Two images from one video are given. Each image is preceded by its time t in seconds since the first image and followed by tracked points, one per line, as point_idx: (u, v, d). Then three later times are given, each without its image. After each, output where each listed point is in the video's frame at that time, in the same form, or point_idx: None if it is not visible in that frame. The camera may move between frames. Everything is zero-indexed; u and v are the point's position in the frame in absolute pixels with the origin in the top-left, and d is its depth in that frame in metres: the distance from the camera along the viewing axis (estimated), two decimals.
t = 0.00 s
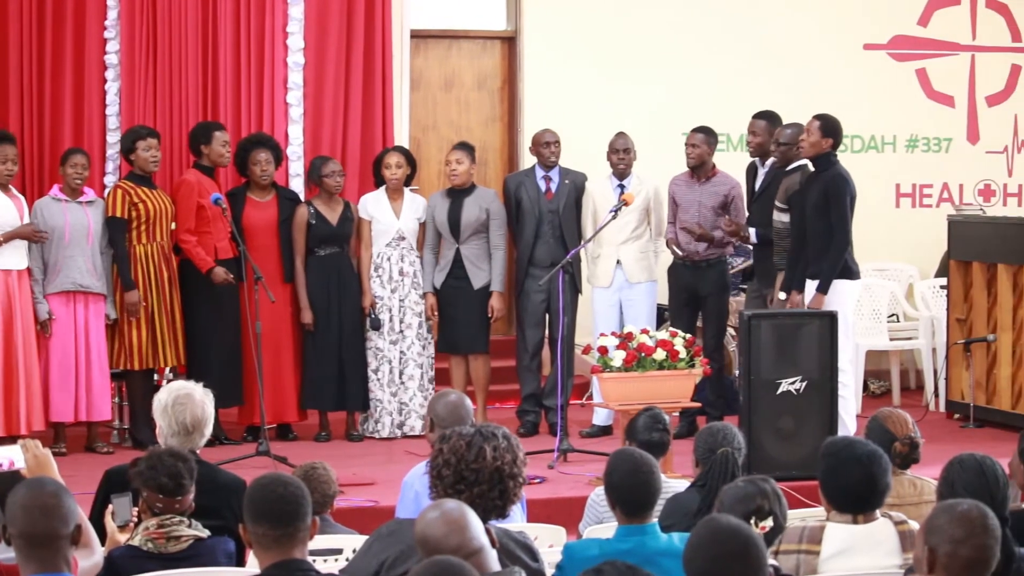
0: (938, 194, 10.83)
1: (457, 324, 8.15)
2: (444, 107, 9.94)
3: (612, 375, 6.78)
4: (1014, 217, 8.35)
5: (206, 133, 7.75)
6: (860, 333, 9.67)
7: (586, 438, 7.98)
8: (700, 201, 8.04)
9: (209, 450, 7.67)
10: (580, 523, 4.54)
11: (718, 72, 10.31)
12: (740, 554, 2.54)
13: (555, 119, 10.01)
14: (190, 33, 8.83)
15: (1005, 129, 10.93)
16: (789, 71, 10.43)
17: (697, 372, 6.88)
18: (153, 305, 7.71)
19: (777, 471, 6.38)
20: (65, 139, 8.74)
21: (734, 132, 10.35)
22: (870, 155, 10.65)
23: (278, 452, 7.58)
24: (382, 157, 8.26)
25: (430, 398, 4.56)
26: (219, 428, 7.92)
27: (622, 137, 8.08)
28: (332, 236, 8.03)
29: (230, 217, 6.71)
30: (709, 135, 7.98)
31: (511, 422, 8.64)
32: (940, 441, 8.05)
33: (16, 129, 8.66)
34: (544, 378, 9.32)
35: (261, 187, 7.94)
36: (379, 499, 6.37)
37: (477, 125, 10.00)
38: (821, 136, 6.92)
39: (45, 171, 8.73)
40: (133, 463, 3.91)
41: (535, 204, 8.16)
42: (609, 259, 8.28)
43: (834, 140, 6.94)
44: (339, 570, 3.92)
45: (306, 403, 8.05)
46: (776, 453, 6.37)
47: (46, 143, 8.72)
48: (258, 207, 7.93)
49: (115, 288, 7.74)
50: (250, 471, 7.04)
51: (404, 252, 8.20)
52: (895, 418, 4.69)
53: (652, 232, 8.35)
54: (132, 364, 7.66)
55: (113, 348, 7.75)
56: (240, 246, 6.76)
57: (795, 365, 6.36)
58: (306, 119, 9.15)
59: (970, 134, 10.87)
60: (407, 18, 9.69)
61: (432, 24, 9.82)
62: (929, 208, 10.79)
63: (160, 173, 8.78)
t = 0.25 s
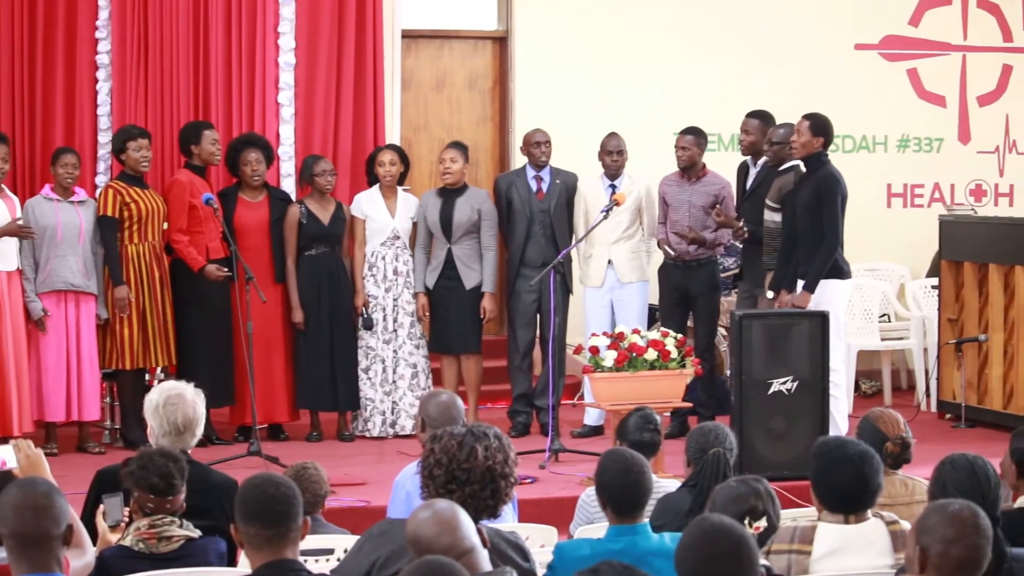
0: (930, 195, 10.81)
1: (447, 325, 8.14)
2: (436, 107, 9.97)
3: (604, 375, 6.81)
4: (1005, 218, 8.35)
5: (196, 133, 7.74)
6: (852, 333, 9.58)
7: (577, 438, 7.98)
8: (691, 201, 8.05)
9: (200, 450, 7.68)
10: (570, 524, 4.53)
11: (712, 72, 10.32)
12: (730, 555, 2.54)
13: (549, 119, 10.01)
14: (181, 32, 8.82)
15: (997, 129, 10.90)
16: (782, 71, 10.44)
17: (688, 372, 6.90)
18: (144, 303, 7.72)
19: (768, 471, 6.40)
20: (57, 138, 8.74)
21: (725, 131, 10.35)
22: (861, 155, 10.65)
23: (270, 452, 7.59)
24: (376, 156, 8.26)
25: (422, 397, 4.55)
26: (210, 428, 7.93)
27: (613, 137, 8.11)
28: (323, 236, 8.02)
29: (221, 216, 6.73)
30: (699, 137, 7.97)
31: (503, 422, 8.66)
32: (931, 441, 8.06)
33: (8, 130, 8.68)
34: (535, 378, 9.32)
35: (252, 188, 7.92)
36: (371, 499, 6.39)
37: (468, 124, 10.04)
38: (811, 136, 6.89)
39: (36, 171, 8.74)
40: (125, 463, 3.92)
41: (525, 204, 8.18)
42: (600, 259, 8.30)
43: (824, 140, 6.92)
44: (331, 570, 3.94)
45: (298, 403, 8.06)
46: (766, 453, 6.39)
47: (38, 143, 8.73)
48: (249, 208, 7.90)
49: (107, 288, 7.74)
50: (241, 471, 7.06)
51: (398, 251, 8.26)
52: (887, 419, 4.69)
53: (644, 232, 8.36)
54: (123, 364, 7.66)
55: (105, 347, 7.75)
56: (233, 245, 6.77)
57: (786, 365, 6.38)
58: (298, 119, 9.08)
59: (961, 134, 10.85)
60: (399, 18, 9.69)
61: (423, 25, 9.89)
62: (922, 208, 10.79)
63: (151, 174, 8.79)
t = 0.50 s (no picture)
0: (920, 195, 10.81)
1: (437, 326, 8.13)
2: (426, 107, 9.97)
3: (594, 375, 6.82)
4: (995, 218, 8.36)
5: (184, 134, 7.70)
6: (842, 334, 9.59)
7: (568, 438, 7.99)
8: (681, 201, 8.10)
9: (189, 450, 7.68)
10: (561, 524, 4.53)
11: (703, 71, 10.32)
12: (719, 554, 2.55)
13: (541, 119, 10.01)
14: (171, 29, 8.76)
15: (988, 129, 10.89)
16: (773, 71, 10.45)
17: (678, 372, 6.94)
18: (134, 305, 7.69)
19: (758, 471, 6.42)
20: (47, 138, 8.72)
21: (716, 132, 10.36)
22: (852, 155, 10.65)
23: (260, 452, 7.60)
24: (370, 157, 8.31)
25: (412, 397, 4.55)
26: (200, 428, 7.94)
27: (607, 137, 8.18)
28: (314, 236, 8.03)
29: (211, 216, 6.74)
30: (690, 138, 8.03)
31: (492, 422, 8.66)
32: (920, 441, 8.07)
33: None
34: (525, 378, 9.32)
35: (242, 188, 7.92)
36: (360, 499, 6.40)
37: (458, 125, 10.03)
38: (800, 136, 6.91)
39: (26, 171, 8.73)
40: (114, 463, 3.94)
41: (515, 204, 8.20)
42: (594, 259, 8.36)
43: (813, 140, 6.94)
44: (320, 570, 3.96)
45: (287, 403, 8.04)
46: (757, 454, 6.42)
47: (28, 144, 8.72)
48: (240, 208, 7.90)
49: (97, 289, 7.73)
50: (230, 471, 7.07)
51: (392, 251, 8.28)
52: (876, 419, 4.70)
53: (638, 231, 8.44)
54: (114, 364, 7.63)
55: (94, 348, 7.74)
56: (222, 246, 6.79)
57: (776, 365, 6.38)
58: (289, 120, 9.04)
59: (952, 135, 10.83)
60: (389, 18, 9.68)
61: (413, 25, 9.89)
62: (912, 207, 10.80)
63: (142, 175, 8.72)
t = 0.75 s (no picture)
0: (906, 195, 10.81)
1: (423, 326, 8.13)
2: (412, 107, 9.96)
3: (580, 375, 6.85)
4: (981, 218, 8.38)
5: (167, 135, 7.74)
6: (828, 334, 9.59)
7: (554, 438, 8.00)
8: (669, 201, 8.13)
9: (175, 451, 7.68)
10: (548, 523, 4.54)
11: (691, 71, 10.33)
12: (705, 555, 2.57)
13: (529, 119, 10.01)
14: (158, 32, 8.76)
15: (973, 129, 10.91)
16: (761, 70, 10.45)
17: (664, 372, 6.98)
18: (120, 305, 7.68)
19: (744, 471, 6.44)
20: (33, 138, 8.67)
21: (701, 132, 10.36)
22: (838, 155, 10.66)
23: (246, 452, 7.61)
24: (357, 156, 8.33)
25: (399, 398, 4.57)
26: (186, 429, 7.93)
27: (596, 136, 8.17)
28: (301, 236, 8.01)
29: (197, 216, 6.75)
30: (679, 138, 8.07)
31: (478, 422, 8.67)
32: (906, 441, 8.09)
33: None
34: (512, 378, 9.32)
35: (229, 188, 7.94)
36: (347, 499, 6.43)
37: (445, 125, 10.03)
38: (787, 136, 6.95)
39: (12, 172, 8.67)
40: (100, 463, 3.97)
41: (501, 204, 8.22)
42: (582, 259, 8.38)
43: (799, 140, 6.97)
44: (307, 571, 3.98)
45: (273, 403, 8.05)
46: (744, 455, 6.42)
47: (14, 144, 8.66)
48: (226, 208, 7.92)
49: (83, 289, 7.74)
50: (217, 471, 7.09)
51: (381, 250, 8.27)
52: (862, 418, 4.68)
53: (626, 231, 8.44)
54: (99, 365, 7.65)
55: (80, 347, 7.75)
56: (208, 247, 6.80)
57: (763, 365, 6.40)
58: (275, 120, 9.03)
59: (938, 134, 10.84)
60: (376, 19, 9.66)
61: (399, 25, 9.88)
62: (898, 208, 10.79)
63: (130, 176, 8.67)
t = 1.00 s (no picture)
0: (888, 195, 10.82)
1: (406, 326, 8.15)
2: (395, 109, 9.97)
3: (562, 376, 6.86)
4: (964, 218, 8.40)
5: (150, 135, 7.77)
6: (810, 333, 9.67)
7: (536, 438, 8.02)
8: (652, 201, 8.14)
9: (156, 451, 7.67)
10: (530, 523, 4.58)
11: (677, 71, 10.35)
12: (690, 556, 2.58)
13: (514, 119, 10.02)
14: (140, 33, 8.73)
15: (955, 129, 10.92)
16: (746, 70, 10.46)
17: (646, 372, 7.00)
18: (102, 305, 7.70)
19: (726, 471, 6.47)
20: (15, 139, 8.68)
21: (684, 133, 10.37)
22: (821, 155, 10.67)
23: (230, 452, 7.62)
24: (340, 156, 8.33)
25: (379, 399, 4.63)
26: (169, 429, 7.94)
27: (580, 136, 8.18)
28: (284, 237, 8.02)
29: (180, 218, 6.77)
30: (664, 138, 8.04)
31: (460, 423, 8.68)
32: (889, 441, 8.11)
33: None
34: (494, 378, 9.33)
35: (212, 188, 7.96)
36: (330, 500, 6.44)
37: (427, 124, 10.02)
38: (767, 136, 6.97)
39: None
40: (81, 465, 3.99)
41: (483, 205, 8.19)
42: (566, 259, 8.40)
43: (780, 140, 6.99)
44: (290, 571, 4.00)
45: (255, 403, 8.04)
46: (725, 454, 6.45)
47: None
48: (209, 208, 7.94)
49: (65, 289, 7.73)
50: (199, 471, 7.10)
51: (363, 250, 8.28)
52: (845, 418, 4.71)
53: (610, 232, 8.46)
54: (82, 365, 7.65)
55: (62, 348, 7.73)
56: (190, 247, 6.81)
57: (745, 365, 6.42)
58: (256, 120, 9.02)
59: (920, 134, 10.85)
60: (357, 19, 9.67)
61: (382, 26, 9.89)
62: (880, 208, 10.80)
63: (112, 175, 8.64)
